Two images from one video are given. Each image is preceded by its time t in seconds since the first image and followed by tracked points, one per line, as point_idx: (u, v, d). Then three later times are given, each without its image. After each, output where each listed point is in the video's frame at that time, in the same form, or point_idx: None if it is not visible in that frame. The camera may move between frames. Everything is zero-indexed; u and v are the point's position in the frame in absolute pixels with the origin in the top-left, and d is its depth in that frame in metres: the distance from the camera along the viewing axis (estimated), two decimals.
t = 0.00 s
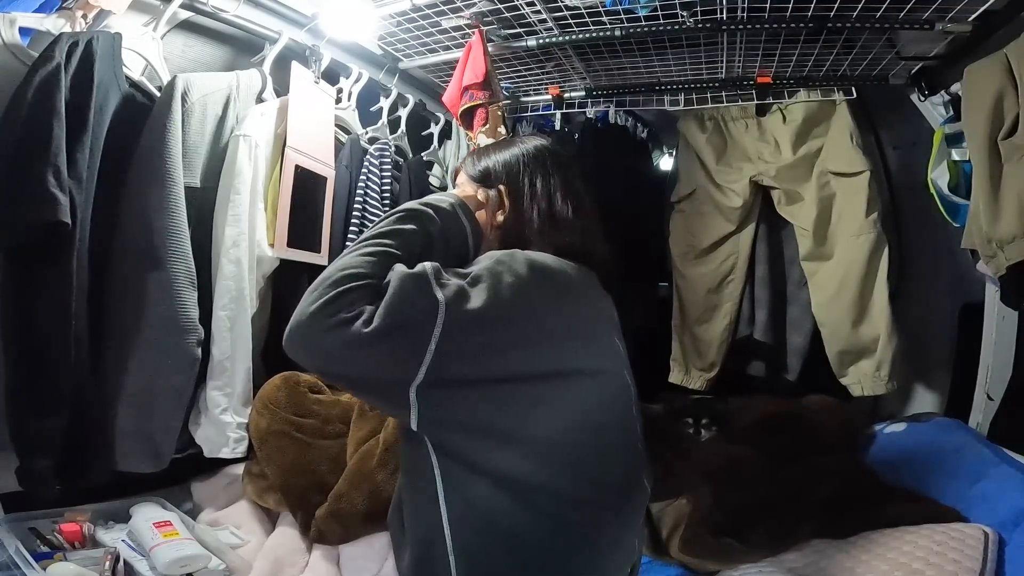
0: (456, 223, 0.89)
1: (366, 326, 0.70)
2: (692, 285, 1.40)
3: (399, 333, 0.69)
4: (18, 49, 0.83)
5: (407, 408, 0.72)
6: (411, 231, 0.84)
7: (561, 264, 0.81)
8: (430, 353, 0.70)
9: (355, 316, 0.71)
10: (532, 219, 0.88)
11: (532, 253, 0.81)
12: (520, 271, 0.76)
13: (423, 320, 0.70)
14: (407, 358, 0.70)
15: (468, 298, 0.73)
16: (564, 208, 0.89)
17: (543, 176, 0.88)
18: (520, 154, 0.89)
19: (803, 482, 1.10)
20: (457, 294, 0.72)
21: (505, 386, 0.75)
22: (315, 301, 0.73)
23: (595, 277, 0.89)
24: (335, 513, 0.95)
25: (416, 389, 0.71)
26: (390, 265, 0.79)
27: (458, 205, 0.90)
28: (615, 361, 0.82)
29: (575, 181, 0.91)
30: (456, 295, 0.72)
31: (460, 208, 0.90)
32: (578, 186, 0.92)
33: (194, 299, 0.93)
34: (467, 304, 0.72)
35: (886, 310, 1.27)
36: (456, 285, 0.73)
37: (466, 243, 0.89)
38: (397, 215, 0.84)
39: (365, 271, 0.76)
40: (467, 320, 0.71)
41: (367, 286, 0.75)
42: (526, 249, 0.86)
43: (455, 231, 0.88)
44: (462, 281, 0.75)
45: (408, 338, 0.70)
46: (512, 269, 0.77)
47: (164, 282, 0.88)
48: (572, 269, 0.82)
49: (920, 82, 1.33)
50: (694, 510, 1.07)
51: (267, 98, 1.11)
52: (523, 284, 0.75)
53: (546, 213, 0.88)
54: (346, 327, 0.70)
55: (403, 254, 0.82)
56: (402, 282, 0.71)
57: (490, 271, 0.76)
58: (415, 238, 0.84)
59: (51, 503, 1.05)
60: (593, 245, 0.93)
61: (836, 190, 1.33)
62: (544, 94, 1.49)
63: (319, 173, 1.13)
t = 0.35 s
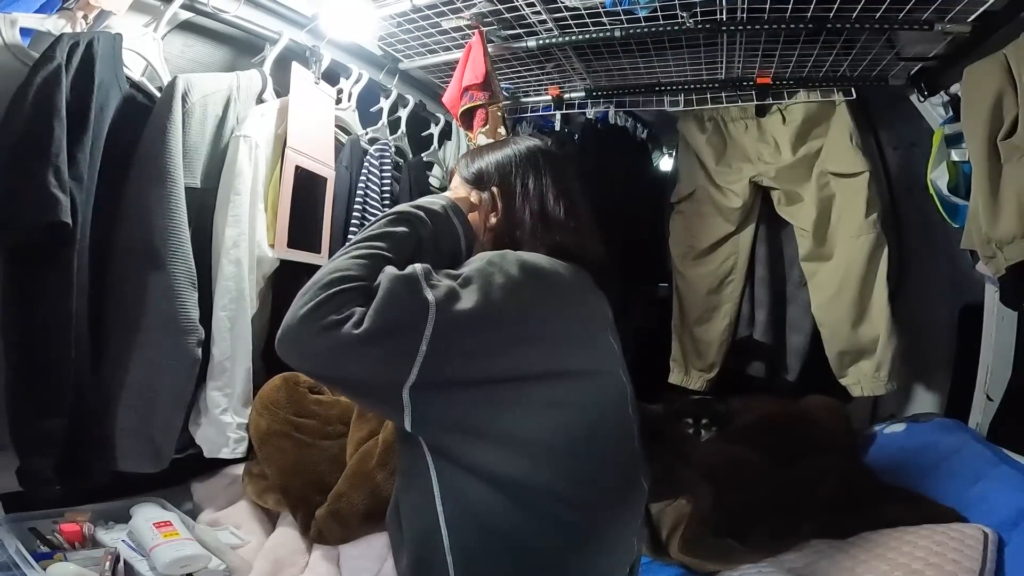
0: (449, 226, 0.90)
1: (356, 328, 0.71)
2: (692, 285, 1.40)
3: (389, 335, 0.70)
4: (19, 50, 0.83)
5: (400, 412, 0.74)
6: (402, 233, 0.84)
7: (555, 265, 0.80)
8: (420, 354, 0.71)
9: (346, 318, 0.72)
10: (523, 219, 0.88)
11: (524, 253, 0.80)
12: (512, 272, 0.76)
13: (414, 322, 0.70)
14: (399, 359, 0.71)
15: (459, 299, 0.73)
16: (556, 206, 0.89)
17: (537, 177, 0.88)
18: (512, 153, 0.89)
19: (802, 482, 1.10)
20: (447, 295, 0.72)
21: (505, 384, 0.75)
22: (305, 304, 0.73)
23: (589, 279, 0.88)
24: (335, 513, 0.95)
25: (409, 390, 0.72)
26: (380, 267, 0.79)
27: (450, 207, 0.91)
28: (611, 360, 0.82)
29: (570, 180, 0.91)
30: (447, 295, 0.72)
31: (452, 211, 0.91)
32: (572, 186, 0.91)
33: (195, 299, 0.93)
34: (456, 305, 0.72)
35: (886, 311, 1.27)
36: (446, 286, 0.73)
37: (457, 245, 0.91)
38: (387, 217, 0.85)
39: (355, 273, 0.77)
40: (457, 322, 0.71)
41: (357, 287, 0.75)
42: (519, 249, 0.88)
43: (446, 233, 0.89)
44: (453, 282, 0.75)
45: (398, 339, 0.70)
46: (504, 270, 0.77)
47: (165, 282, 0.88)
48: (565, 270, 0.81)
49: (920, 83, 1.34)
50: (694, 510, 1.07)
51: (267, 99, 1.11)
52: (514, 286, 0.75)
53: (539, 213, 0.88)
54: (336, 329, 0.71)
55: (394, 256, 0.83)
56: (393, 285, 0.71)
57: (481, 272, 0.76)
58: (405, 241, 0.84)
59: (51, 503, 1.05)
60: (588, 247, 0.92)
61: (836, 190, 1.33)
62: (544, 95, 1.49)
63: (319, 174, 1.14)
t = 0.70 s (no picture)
0: (446, 227, 0.89)
1: (352, 322, 0.70)
2: (692, 285, 1.40)
3: (383, 330, 0.69)
4: (19, 50, 0.83)
5: (396, 406, 0.72)
6: (400, 233, 0.85)
7: (549, 266, 0.80)
8: (416, 349, 0.70)
9: (343, 312, 0.72)
10: (521, 219, 0.88)
11: (519, 254, 0.80)
12: (507, 270, 0.76)
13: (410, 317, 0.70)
14: (394, 357, 0.70)
15: (454, 297, 0.72)
16: (555, 206, 0.89)
17: (534, 176, 0.88)
18: (511, 154, 0.89)
19: (802, 482, 1.10)
20: (443, 291, 0.72)
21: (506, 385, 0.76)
22: (301, 299, 0.73)
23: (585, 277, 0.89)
24: (335, 513, 0.95)
25: (406, 387, 0.71)
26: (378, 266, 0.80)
27: (448, 208, 0.91)
28: (607, 359, 0.83)
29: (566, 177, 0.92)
30: (442, 292, 0.72)
31: (450, 212, 0.91)
32: (569, 187, 0.92)
33: (194, 299, 0.93)
34: (451, 302, 0.71)
35: (886, 311, 1.27)
36: (442, 283, 0.73)
37: (453, 246, 0.90)
38: (385, 217, 0.85)
39: (353, 271, 0.77)
40: (452, 317, 0.71)
41: (355, 284, 0.75)
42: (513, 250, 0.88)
43: (442, 234, 0.89)
44: (448, 279, 0.75)
45: (393, 336, 0.70)
46: (499, 269, 0.76)
47: (164, 282, 0.88)
48: (560, 270, 0.81)
49: (920, 82, 1.34)
50: (695, 510, 1.07)
51: (267, 99, 1.11)
52: (509, 284, 0.75)
53: (537, 214, 0.88)
54: (332, 325, 0.71)
55: (392, 255, 0.83)
56: (390, 280, 0.71)
57: (477, 270, 0.75)
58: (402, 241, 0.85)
59: (51, 503, 1.05)
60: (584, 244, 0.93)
61: (836, 190, 1.33)
62: (545, 95, 1.49)
63: (319, 174, 1.13)
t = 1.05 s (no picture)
0: (439, 229, 0.92)
1: (347, 323, 0.82)
2: (692, 284, 1.37)
3: (380, 328, 0.83)
4: (18, 50, 0.83)
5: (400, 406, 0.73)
6: (395, 235, 0.90)
7: (546, 265, 0.93)
8: (411, 347, 0.84)
9: (337, 313, 0.82)
10: (513, 220, 0.93)
11: (513, 252, 0.92)
12: (500, 270, 0.89)
13: (405, 319, 0.84)
14: (401, 348, 0.84)
15: (448, 296, 0.86)
16: (545, 206, 0.95)
17: (527, 178, 0.95)
18: (502, 157, 0.96)
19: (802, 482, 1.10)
20: (436, 292, 0.86)
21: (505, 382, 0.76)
22: (302, 301, 0.84)
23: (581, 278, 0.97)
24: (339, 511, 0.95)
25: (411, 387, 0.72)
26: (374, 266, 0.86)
27: (442, 209, 0.93)
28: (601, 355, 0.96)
29: (557, 182, 0.99)
30: (436, 292, 0.86)
31: (444, 213, 0.94)
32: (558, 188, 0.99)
33: (195, 300, 0.93)
34: (445, 301, 0.86)
35: (886, 311, 1.29)
36: (436, 284, 0.87)
37: (449, 245, 0.92)
38: (380, 220, 0.91)
39: (347, 273, 0.85)
40: (444, 316, 0.85)
41: (349, 285, 0.83)
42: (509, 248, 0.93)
43: (437, 235, 0.92)
44: (443, 279, 0.88)
45: (393, 332, 0.84)
46: (493, 268, 0.90)
47: (165, 283, 0.88)
48: (558, 271, 0.94)
49: (920, 83, 1.36)
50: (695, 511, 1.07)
51: (267, 98, 1.10)
52: (502, 284, 0.89)
53: (530, 215, 0.94)
54: (328, 324, 0.82)
55: (388, 257, 0.88)
56: (384, 283, 0.84)
57: (472, 271, 0.89)
58: (398, 242, 0.90)
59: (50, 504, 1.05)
60: (577, 244, 0.98)
61: (836, 190, 1.33)
62: (544, 95, 1.47)
63: (319, 174, 1.13)
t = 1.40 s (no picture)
0: (421, 241, 0.89)
1: (332, 337, 0.82)
2: (693, 285, 1.37)
3: (364, 341, 0.82)
4: (19, 50, 0.83)
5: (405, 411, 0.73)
6: (377, 249, 0.88)
7: (526, 266, 0.92)
8: (398, 352, 0.84)
9: (322, 328, 0.82)
10: (492, 222, 0.92)
11: (494, 253, 0.91)
12: (482, 274, 0.88)
13: (387, 327, 0.83)
14: (385, 355, 0.84)
15: (430, 303, 0.85)
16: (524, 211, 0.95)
17: (504, 183, 0.95)
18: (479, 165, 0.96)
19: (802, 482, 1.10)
20: (418, 299, 0.85)
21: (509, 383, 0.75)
22: (287, 318, 0.84)
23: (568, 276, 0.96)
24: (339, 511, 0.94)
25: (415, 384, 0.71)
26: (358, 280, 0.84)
27: (421, 221, 0.91)
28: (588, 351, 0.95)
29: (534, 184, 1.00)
30: (417, 299, 0.85)
31: (424, 226, 0.91)
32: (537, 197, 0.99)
33: (194, 300, 0.93)
34: (426, 308, 0.85)
35: (886, 311, 1.29)
36: (417, 291, 0.85)
37: (431, 257, 0.89)
38: (361, 234, 0.88)
39: (330, 288, 0.83)
40: (428, 322, 0.85)
41: (332, 299, 0.82)
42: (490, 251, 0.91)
43: (419, 249, 0.89)
44: (424, 285, 0.86)
45: (377, 343, 0.83)
46: (474, 272, 0.88)
47: (165, 282, 0.88)
48: (538, 270, 0.93)
49: (920, 83, 1.36)
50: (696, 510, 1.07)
51: (267, 98, 1.10)
52: (483, 287, 0.88)
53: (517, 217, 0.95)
54: (315, 340, 0.82)
55: (371, 271, 0.86)
56: (364, 295, 0.82)
57: (452, 276, 0.88)
58: (379, 257, 0.87)
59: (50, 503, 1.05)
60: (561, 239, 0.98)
61: (836, 191, 1.33)
62: (544, 95, 1.48)
63: (319, 174, 1.13)
